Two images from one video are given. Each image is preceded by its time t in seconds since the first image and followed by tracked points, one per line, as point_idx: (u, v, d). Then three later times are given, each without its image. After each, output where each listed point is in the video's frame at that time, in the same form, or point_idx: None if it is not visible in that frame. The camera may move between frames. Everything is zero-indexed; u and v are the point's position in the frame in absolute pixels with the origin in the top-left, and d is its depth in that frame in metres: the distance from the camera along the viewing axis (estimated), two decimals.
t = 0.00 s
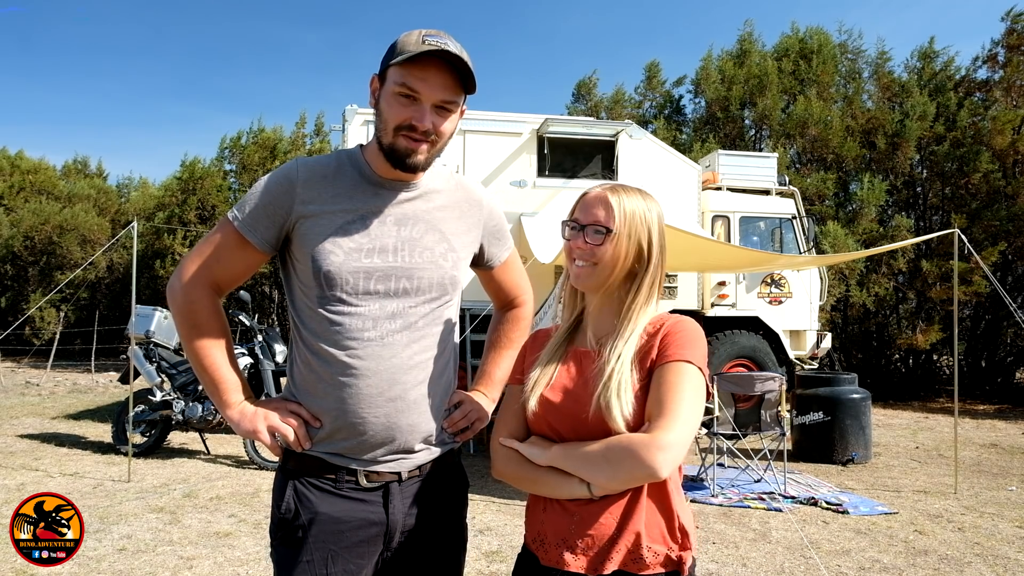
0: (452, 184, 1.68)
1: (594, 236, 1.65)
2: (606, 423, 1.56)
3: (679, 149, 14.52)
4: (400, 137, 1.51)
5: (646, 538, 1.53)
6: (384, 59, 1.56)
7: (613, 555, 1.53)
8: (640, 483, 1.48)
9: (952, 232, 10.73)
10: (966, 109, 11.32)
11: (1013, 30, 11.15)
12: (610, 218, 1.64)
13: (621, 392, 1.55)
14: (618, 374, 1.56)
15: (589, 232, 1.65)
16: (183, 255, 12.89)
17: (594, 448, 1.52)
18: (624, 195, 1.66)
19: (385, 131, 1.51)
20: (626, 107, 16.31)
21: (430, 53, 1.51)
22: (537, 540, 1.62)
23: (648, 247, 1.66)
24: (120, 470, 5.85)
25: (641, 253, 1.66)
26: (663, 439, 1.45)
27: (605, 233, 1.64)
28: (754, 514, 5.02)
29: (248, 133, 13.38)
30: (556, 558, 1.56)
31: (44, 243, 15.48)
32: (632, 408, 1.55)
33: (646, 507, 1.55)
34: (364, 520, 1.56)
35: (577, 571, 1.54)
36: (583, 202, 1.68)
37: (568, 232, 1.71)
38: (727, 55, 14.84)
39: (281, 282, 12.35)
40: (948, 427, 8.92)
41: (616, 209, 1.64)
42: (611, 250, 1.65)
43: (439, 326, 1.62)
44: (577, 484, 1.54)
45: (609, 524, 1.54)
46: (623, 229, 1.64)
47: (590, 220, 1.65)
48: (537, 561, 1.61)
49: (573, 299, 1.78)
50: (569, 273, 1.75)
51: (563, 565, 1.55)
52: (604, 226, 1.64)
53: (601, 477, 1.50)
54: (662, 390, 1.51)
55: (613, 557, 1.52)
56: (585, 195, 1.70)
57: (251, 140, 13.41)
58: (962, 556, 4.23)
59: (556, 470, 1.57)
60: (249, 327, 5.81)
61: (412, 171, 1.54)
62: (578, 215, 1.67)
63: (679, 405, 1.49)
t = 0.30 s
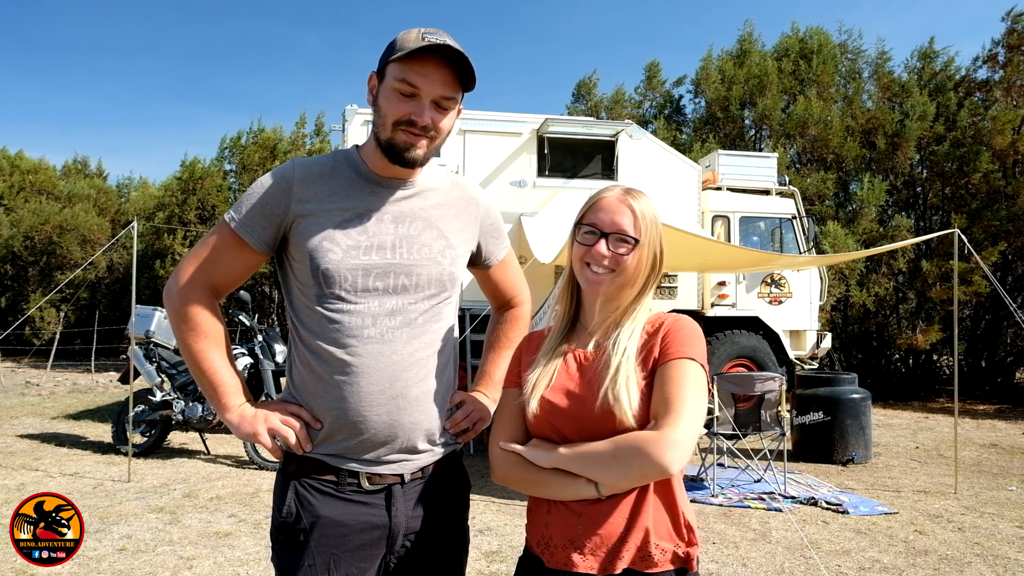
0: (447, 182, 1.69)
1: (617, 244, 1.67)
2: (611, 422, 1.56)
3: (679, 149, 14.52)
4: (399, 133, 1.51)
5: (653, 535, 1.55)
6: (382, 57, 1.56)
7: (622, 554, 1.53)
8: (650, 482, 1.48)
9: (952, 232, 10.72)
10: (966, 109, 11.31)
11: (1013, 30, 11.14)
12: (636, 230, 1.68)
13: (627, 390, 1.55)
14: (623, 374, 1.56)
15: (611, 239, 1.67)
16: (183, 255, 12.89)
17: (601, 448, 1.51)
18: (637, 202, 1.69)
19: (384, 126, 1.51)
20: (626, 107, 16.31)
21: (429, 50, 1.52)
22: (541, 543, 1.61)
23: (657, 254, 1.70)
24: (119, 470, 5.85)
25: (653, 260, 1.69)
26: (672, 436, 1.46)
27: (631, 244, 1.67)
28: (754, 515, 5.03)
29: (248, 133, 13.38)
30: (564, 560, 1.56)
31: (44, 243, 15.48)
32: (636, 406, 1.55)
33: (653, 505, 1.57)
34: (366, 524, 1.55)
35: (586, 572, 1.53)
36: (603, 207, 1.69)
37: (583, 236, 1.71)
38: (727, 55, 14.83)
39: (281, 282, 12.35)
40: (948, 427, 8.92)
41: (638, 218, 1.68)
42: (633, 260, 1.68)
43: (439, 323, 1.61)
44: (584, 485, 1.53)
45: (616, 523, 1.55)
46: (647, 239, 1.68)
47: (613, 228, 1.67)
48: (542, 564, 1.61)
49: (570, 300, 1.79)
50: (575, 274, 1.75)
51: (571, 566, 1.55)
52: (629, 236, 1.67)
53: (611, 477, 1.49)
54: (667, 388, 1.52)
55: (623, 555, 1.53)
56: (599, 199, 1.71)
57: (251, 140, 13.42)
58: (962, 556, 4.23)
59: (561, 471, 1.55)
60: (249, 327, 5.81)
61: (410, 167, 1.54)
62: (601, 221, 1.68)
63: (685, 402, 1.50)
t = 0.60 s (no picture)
0: (443, 180, 1.70)
1: (619, 247, 1.68)
2: (616, 422, 1.57)
3: (679, 149, 14.53)
4: (394, 126, 1.52)
5: (658, 534, 1.56)
6: (374, 54, 1.57)
7: (628, 553, 1.54)
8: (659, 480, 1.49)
9: (952, 233, 10.74)
10: (965, 109, 11.33)
11: (1013, 30, 11.15)
12: (638, 233, 1.69)
13: (632, 390, 1.56)
14: (629, 374, 1.57)
15: (613, 243, 1.68)
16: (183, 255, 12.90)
17: (610, 447, 1.51)
18: (636, 203, 1.71)
19: (378, 120, 1.52)
20: (626, 107, 16.32)
21: (421, 44, 1.53)
22: (544, 544, 1.61)
23: (654, 256, 1.72)
24: (120, 470, 5.86)
25: (651, 261, 1.71)
26: (683, 435, 1.48)
27: (633, 247, 1.68)
28: (754, 514, 5.03)
29: (248, 133, 13.39)
30: (569, 561, 1.56)
31: (44, 243, 15.49)
32: (643, 406, 1.56)
33: (657, 502, 1.59)
34: (371, 528, 1.56)
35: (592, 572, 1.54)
36: (604, 210, 1.69)
37: (583, 239, 1.72)
38: (727, 55, 14.85)
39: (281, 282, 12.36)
40: (948, 427, 8.93)
41: (639, 220, 1.70)
42: (635, 263, 1.69)
43: (440, 318, 1.62)
44: (591, 485, 1.54)
45: (622, 522, 1.56)
46: (648, 241, 1.70)
47: (615, 231, 1.68)
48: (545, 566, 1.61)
49: (567, 300, 1.79)
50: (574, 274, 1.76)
51: (577, 567, 1.55)
52: (632, 238, 1.68)
53: (620, 476, 1.50)
54: (672, 388, 1.54)
55: (629, 554, 1.54)
56: (598, 200, 1.72)
57: (252, 140, 13.43)
58: (962, 556, 4.23)
59: (567, 472, 1.55)
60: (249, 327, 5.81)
61: (406, 161, 1.55)
62: (603, 224, 1.69)
63: (691, 401, 1.52)
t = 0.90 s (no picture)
0: (443, 180, 1.69)
1: (616, 248, 1.68)
2: (610, 423, 1.56)
3: (679, 149, 14.52)
4: (395, 126, 1.52)
5: (651, 536, 1.55)
6: (375, 53, 1.57)
7: (619, 555, 1.54)
8: (651, 481, 1.48)
9: (952, 233, 10.73)
10: (966, 109, 11.31)
11: (1013, 30, 11.13)
12: (636, 233, 1.68)
13: (625, 391, 1.55)
14: (623, 373, 1.56)
15: (610, 245, 1.67)
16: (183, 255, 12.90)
17: (602, 447, 1.50)
18: (635, 204, 1.70)
19: (379, 120, 1.52)
20: (626, 107, 16.31)
21: (423, 43, 1.53)
22: (537, 544, 1.60)
23: (653, 258, 1.71)
24: (119, 470, 5.85)
25: (650, 264, 1.70)
26: (673, 435, 1.47)
27: (630, 250, 1.68)
28: (754, 515, 5.03)
29: (248, 133, 13.38)
30: (561, 561, 1.56)
31: (44, 243, 15.49)
32: (637, 405, 1.56)
33: (650, 504, 1.58)
34: (373, 530, 1.56)
35: (584, 572, 1.53)
36: (601, 212, 1.69)
37: (580, 241, 1.71)
38: (727, 55, 14.84)
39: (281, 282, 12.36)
40: (948, 427, 8.92)
41: (636, 222, 1.69)
42: (633, 264, 1.68)
43: (441, 317, 1.61)
44: (583, 485, 1.53)
45: (614, 524, 1.55)
46: (645, 243, 1.69)
47: (612, 233, 1.67)
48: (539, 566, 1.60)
49: (566, 302, 1.79)
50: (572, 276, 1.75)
51: (569, 567, 1.55)
52: (629, 241, 1.67)
53: (611, 476, 1.49)
54: (666, 389, 1.54)
55: (621, 556, 1.54)
56: (597, 202, 1.71)
57: (251, 140, 13.42)
58: (962, 556, 4.23)
59: (560, 471, 1.54)
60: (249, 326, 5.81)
61: (407, 161, 1.54)
62: (601, 226, 1.68)
63: (685, 401, 1.51)
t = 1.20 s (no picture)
0: (448, 180, 1.69)
1: (617, 248, 1.68)
2: (610, 424, 1.56)
3: (679, 149, 14.53)
4: (401, 125, 1.52)
5: (648, 539, 1.55)
6: (381, 54, 1.57)
7: (616, 556, 1.53)
8: (649, 481, 1.48)
9: (952, 233, 10.73)
10: (966, 109, 11.31)
11: (1013, 30, 11.12)
12: (637, 234, 1.69)
13: (625, 392, 1.55)
14: (623, 374, 1.57)
15: (611, 245, 1.67)
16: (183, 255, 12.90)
17: (601, 447, 1.50)
18: (637, 205, 1.70)
19: (385, 119, 1.52)
20: (626, 107, 16.31)
21: (429, 44, 1.53)
22: (534, 544, 1.60)
23: (655, 260, 1.71)
24: (119, 470, 5.85)
25: (650, 266, 1.70)
26: (672, 436, 1.47)
27: (630, 251, 1.68)
28: (754, 515, 5.02)
29: (248, 133, 13.38)
30: (558, 561, 1.56)
31: (44, 243, 15.50)
32: (636, 406, 1.56)
33: (647, 506, 1.58)
34: (371, 530, 1.56)
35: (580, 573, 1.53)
36: (602, 212, 1.69)
37: (582, 241, 1.71)
38: (727, 55, 14.84)
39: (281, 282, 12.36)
40: (948, 427, 8.92)
41: (637, 223, 1.69)
42: (633, 265, 1.68)
43: (443, 316, 1.61)
44: (582, 485, 1.53)
45: (611, 525, 1.55)
46: (646, 244, 1.69)
47: (613, 234, 1.67)
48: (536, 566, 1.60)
49: (566, 303, 1.78)
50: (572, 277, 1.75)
51: (565, 568, 1.54)
52: (629, 241, 1.67)
53: (609, 476, 1.49)
54: (666, 391, 1.53)
55: (618, 557, 1.53)
56: (599, 203, 1.71)
57: (251, 140, 13.42)
58: (962, 556, 4.23)
59: (557, 471, 1.55)
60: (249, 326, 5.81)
61: (413, 160, 1.54)
62: (602, 226, 1.68)
63: (684, 403, 1.51)
